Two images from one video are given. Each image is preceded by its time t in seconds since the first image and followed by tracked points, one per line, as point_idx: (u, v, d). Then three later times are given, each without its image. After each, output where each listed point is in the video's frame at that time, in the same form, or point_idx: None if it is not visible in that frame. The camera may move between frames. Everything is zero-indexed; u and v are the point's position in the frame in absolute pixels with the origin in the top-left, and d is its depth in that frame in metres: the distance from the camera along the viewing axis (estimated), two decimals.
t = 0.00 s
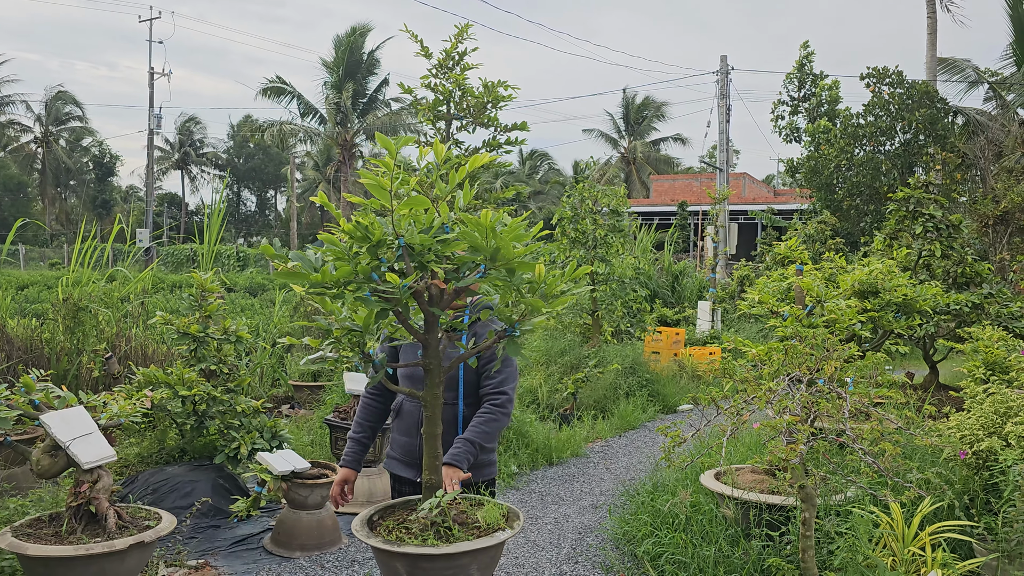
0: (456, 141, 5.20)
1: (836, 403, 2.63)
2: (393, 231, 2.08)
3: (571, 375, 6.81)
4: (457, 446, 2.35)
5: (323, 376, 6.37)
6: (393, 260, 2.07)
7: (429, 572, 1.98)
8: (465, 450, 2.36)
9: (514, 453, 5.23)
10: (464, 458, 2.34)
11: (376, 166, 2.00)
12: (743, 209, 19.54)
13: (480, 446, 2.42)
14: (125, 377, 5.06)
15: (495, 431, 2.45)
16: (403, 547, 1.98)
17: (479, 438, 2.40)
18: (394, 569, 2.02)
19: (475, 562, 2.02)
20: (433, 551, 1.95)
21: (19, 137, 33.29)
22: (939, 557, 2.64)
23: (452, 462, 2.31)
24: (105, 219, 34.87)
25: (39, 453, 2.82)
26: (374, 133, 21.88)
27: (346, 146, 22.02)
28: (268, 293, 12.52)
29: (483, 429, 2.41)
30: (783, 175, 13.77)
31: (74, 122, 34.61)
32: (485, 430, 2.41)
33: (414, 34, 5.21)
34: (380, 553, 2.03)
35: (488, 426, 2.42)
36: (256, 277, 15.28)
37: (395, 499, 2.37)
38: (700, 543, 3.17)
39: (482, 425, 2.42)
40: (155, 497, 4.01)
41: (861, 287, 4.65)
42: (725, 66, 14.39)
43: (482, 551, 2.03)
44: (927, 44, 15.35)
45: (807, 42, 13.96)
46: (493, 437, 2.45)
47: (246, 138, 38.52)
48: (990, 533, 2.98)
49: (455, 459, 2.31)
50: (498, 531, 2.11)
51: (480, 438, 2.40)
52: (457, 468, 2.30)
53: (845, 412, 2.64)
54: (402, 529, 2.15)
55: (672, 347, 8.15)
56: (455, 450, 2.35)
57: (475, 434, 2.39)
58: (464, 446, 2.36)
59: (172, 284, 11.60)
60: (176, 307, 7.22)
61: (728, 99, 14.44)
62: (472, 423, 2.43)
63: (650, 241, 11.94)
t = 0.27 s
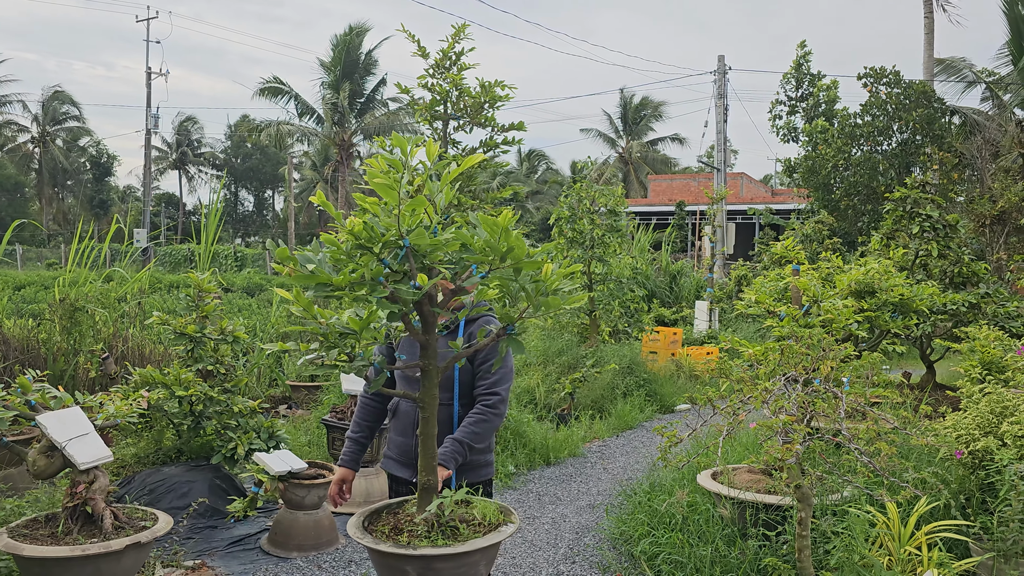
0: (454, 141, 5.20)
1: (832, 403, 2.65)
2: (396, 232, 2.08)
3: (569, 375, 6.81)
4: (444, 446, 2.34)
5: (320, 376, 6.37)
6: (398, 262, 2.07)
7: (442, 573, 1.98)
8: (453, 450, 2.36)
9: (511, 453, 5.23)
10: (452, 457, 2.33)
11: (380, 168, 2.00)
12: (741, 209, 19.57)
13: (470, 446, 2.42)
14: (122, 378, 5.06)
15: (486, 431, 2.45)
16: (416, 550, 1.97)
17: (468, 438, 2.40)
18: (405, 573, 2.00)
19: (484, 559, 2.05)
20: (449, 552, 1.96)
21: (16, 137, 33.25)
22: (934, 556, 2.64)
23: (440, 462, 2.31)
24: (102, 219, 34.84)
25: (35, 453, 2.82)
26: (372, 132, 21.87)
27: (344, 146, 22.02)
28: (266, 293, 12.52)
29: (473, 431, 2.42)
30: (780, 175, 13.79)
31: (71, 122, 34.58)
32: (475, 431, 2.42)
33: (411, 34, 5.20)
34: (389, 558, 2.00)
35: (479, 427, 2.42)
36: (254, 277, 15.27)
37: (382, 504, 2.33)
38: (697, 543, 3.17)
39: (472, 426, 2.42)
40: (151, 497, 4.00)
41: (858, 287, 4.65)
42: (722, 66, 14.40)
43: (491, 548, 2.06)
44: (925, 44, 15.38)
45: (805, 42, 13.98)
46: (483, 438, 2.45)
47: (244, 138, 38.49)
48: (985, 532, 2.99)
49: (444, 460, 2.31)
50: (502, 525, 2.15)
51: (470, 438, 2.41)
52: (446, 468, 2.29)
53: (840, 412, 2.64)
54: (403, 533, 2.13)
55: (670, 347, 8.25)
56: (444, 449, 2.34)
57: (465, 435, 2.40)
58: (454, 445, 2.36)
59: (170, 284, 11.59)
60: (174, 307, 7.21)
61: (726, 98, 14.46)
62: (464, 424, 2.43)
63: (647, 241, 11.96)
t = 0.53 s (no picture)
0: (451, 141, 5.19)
1: (831, 403, 2.66)
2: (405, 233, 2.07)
3: (567, 374, 6.81)
4: (469, 445, 2.33)
5: (318, 376, 6.36)
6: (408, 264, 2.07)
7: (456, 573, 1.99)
8: (477, 451, 2.34)
9: (509, 452, 5.23)
10: (477, 458, 2.31)
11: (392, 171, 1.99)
12: (739, 208, 19.59)
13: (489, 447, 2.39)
14: (120, 378, 5.05)
15: (499, 431, 2.44)
16: (436, 551, 1.96)
17: (488, 439, 2.38)
18: None
19: (492, 554, 2.09)
20: (468, 550, 1.98)
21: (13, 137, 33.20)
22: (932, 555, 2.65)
23: (464, 462, 2.29)
24: (99, 219, 34.80)
25: (33, 454, 2.81)
26: (370, 132, 21.85)
27: (342, 146, 22.02)
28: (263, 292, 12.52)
29: (488, 429, 2.39)
30: (778, 174, 13.80)
31: (69, 122, 34.53)
32: (491, 430, 2.39)
33: (409, 34, 5.20)
34: (405, 562, 1.97)
35: (494, 426, 2.40)
36: (251, 277, 15.26)
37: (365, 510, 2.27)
38: (695, 543, 3.17)
39: (487, 425, 2.40)
40: (149, 498, 4.00)
41: (856, 286, 4.65)
42: (720, 66, 14.41)
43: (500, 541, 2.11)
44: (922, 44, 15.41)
45: (802, 41, 14.00)
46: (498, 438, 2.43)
47: (242, 137, 38.45)
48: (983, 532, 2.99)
49: (467, 459, 2.29)
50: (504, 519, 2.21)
51: (488, 438, 2.38)
52: (468, 468, 2.27)
53: (838, 412, 2.64)
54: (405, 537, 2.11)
55: (668, 347, 8.32)
56: (467, 450, 2.32)
57: (482, 435, 2.37)
58: (476, 446, 2.34)
59: (167, 284, 11.58)
60: (171, 307, 7.20)
61: (723, 98, 14.47)
62: (478, 424, 2.40)
63: (645, 240, 11.96)
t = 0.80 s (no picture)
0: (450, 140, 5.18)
1: (830, 404, 2.65)
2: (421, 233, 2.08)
3: (565, 373, 6.82)
4: (486, 448, 2.30)
5: (317, 376, 6.36)
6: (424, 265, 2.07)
7: (471, 570, 2.02)
8: (493, 452, 2.31)
9: (508, 452, 5.23)
10: (494, 460, 2.29)
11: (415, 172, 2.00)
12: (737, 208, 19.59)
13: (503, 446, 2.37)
14: (118, 378, 5.04)
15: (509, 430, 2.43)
16: (455, 550, 1.97)
17: (500, 438, 2.36)
18: None
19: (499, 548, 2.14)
20: (485, 546, 2.01)
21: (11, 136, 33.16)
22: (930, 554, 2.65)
23: (482, 465, 2.27)
24: (97, 218, 34.75)
25: (31, 454, 2.80)
26: (368, 131, 21.84)
27: (340, 145, 22.04)
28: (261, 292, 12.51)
29: (500, 427, 2.38)
30: (776, 174, 13.81)
31: (66, 121, 34.48)
32: (502, 429, 2.38)
33: (407, 33, 5.19)
34: (423, 563, 1.96)
35: (504, 424, 2.38)
36: (249, 276, 15.25)
37: (356, 517, 2.22)
38: (694, 542, 3.17)
39: (497, 424, 2.38)
40: (148, 497, 3.99)
41: (854, 285, 4.64)
42: (718, 65, 14.41)
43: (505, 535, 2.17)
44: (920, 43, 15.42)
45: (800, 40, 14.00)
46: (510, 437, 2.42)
47: (240, 136, 38.42)
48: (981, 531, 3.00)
49: (484, 462, 2.27)
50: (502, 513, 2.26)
51: (500, 438, 2.36)
52: (488, 471, 2.25)
53: (838, 411, 2.64)
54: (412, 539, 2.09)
55: (666, 346, 8.21)
56: (485, 453, 2.30)
57: (495, 435, 2.35)
58: (492, 447, 2.32)
59: (165, 283, 11.57)
60: (169, 306, 7.19)
61: (721, 97, 14.48)
62: (488, 424, 2.39)
63: (643, 239, 11.95)
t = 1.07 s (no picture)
0: (448, 139, 5.17)
1: (828, 403, 2.64)
2: (437, 231, 2.11)
3: (564, 372, 6.82)
4: (470, 449, 2.33)
5: (315, 375, 6.36)
6: (442, 265, 2.09)
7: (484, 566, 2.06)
8: (478, 454, 2.34)
9: (507, 451, 5.23)
10: (477, 461, 2.32)
11: (442, 172, 2.02)
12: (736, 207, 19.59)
13: (490, 448, 2.39)
14: (116, 377, 5.03)
15: (501, 433, 2.44)
16: (475, 547, 2.00)
17: (488, 441, 2.38)
18: None
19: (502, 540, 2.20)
20: (500, 540, 2.06)
21: (8, 136, 33.08)
22: (929, 553, 2.65)
23: (464, 466, 2.30)
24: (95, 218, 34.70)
25: (29, 454, 2.80)
26: (366, 131, 21.82)
27: (338, 144, 22.04)
28: (260, 292, 12.50)
29: (489, 430, 2.40)
30: (775, 173, 13.82)
31: (64, 120, 34.43)
32: (492, 432, 2.40)
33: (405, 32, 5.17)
34: (442, 563, 1.97)
35: (495, 427, 2.40)
36: (248, 275, 15.24)
37: (352, 525, 2.16)
38: (693, 542, 3.17)
39: (489, 427, 2.40)
40: (146, 497, 3.99)
41: (853, 284, 4.63)
42: (717, 64, 14.41)
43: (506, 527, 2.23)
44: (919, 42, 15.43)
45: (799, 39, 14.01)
46: (500, 440, 2.43)
47: (238, 136, 38.37)
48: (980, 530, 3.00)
49: (468, 463, 2.30)
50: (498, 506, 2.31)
51: (489, 440, 2.38)
52: (470, 472, 2.29)
53: (836, 411, 2.63)
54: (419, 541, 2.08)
55: (665, 344, 8.24)
56: (469, 453, 2.32)
57: (483, 437, 2.37)
58: (476, 449, 2.34)
59: (164, 283, 11.56)
60: (167, 306, 7.19)
61: (720, 96, 14.48)
62: (479, 425, 2.40)
63: (642, 238, 11.95)
